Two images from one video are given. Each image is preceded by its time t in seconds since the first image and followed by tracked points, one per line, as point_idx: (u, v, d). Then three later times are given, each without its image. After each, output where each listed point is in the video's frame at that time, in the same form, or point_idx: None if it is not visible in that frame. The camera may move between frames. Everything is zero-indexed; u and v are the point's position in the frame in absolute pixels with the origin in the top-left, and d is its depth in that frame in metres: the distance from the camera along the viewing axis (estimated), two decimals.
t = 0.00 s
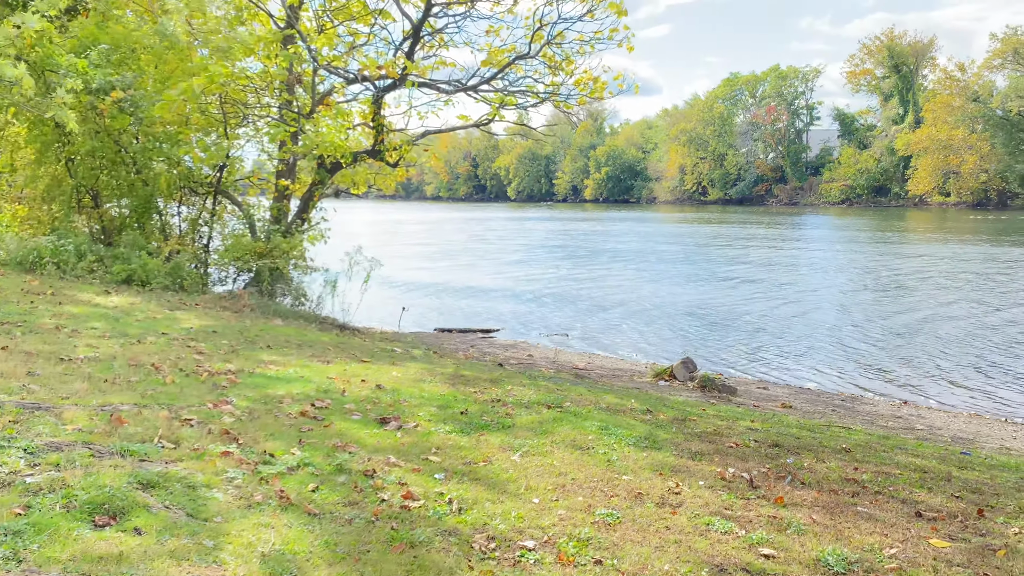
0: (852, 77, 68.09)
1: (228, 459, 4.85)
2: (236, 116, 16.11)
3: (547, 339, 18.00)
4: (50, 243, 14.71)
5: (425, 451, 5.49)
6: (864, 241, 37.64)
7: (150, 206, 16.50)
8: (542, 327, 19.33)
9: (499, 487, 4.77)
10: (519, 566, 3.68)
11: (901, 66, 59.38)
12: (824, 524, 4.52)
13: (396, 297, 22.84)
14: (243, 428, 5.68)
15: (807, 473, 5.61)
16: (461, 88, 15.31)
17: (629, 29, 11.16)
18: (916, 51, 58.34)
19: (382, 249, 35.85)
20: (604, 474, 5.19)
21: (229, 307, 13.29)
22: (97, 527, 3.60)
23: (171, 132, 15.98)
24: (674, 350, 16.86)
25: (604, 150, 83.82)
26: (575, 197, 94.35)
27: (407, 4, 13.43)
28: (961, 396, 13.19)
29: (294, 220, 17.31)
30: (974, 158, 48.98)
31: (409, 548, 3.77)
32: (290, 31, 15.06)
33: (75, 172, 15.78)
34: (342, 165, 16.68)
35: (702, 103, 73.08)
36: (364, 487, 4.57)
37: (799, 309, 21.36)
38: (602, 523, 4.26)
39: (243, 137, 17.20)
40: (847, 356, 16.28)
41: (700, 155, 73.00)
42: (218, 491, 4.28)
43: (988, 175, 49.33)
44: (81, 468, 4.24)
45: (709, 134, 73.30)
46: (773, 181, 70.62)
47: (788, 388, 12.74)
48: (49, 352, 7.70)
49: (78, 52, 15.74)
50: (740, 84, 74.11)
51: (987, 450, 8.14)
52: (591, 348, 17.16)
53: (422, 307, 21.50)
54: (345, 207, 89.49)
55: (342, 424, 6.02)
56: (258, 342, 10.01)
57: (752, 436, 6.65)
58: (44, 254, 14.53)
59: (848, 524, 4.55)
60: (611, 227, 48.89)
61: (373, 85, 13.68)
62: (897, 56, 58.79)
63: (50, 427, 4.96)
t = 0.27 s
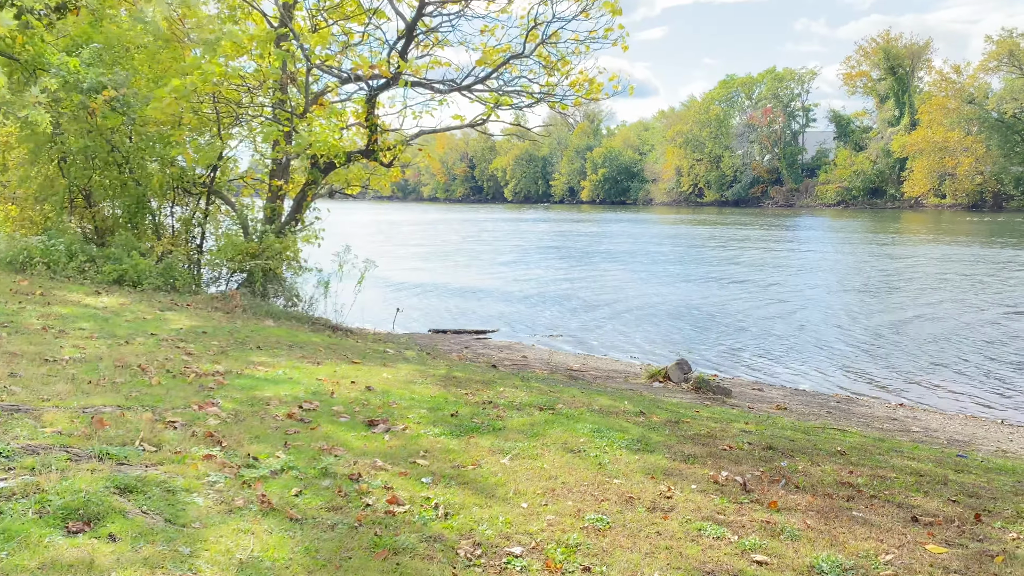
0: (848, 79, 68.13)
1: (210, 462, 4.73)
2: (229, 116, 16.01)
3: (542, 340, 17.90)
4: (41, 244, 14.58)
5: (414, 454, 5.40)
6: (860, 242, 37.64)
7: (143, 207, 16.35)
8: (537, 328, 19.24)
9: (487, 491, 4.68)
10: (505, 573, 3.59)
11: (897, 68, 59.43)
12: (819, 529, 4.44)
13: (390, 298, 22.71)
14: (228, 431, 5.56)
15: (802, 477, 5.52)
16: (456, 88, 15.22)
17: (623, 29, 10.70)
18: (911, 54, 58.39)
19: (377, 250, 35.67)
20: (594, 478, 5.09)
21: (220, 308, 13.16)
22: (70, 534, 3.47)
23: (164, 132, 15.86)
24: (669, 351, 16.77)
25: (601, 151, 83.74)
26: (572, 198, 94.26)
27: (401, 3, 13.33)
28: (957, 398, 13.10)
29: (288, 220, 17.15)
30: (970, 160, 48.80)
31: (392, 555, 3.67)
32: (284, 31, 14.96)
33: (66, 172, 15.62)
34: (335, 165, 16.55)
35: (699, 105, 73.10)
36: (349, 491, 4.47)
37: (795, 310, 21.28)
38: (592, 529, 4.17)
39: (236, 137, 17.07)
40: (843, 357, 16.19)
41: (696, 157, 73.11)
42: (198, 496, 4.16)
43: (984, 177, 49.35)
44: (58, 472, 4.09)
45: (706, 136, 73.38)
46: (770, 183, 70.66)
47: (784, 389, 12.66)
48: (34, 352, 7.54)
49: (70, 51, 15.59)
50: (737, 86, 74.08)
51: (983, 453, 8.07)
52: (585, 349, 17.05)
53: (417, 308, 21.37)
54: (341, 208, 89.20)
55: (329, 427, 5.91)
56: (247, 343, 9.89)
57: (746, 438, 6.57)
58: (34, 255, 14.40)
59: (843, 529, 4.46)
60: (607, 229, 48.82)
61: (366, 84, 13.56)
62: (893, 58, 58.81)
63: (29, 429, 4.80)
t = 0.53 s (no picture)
0: (848, 81, 68.06)
1: (194, 469, 4.58)
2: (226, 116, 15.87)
3: (540, 342, 17.75)
4: (33, 244, 14.48)
5: (405, 460, 5.26)
6: (860, 244, 37.52)
7: (139, 207, 16.20)
8: (535, 330, 19.09)
9: (478, 499, 4.54)
10: None
11: (896, 70, 59.37)
12: (821, 539, 4.30)
13: (388, 300, 22.56)
14: (215, 436, 5.41)
15: (802, 484, 5.39)
16: (453, 88, 15.09)
17: (623, 29, 10.19)
18: (911, 56, 58.34)
19: (375, 251, 35.50)
20: (589, 485, 4.95)
21: (214, 310, 13.01)
22: (41, 546, 3.31)
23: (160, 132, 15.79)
24: (667, 354, 16.62)
25: (600, 153, 83.66)
26: (572, 200, 94.13)
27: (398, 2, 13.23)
28: (959, 401, 12.95)
29: (284, 222, 16.98)
30: (969, 162, 48.69)
31: (377, 568, 3.54)
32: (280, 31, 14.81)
33: (60, 172, 15.51)
34: (332, 166, 16.41)
35: (698, 107, 73.07)
36: (334, 499, 4.32)
37: (795, 312, 21.13)
38: (586, 539, 4.03)
39: (233, 138, 16.93)
40: (842, 360, 16.04)
41: (695, 159, 73.34)
42: (179, 504, 4.00)
43: (984, 180, 49.26)
44: (33, 479, 3.91)
45: (704, 138, 73.59)
46: (769, 185, 70.63)
47: (784, 393, 12.51)
48: (19, 355, 7.36)
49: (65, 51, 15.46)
50: (737, 88, 74.07)
51: (987, 458, 7.94)
52: (583, 351, 16.90)
53: (414, 310, 21.20)
54: (340, 209, 89.02)
55: (319, 432, 5.78)
56: (240, 345, 9.75)
57: (745, 444, 6.43)
58: (27, 255, 14.30)
59: (845, 540, 4.32)
60: (607, 230, 48.65)
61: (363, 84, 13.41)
62: (893, 60, 58.75)
63: (6, 434, 4.61)
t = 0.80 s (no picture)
0: (851, 83, 67.92)
1: (183, 478, 4.49)
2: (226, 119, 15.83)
3: (541, 345, 17.63)
4: (32, 245, 14.35)
5: (399, 468, 5.17)
6: (863, 247, 37.37)
7: (137, 208, 15.92)
8: (536, 333, 18.97)
9: (472, 509, 4.45)
10: None
11: (900, 72, 59.23)
12: (823, 551, 4.20)
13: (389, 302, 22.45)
14: (206, 442, 5.32)
15: (804, 493, 5.28)
16: (454, 89, 15.02)
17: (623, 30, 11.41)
18: (914, 58, 58.23)
19: (376, 253, 35.40)
20: (586, 494, 4.86)
21: (213, 312, 12.93)
22: (22, 558, 3.21)
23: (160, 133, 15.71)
24: (669, 357, 16.48)
25: (603, 155, 83.52)
26: (574, 202, 93.99)
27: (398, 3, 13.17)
28: (964, 405, 12.80)
29: (285, 222, 16.99)
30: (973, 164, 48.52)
31: None
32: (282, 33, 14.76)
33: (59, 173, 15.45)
34: (332, 167, 16.34)
35: (701, 109, 72.88)
36: (326, 509, 4.23)
37: (798, 315, 20.98)
38: (582, 551, 3.94)
39: (234, 139, 16.88)
40: (846, 363, 15.88)
41: (699, 161, 73.06)
42: (167, 514, 3.91)
43: (987, 182, 49.09)
44: (16, 488, 3.82)
45: (708, 140, 73.32)
46: (772, 187, 70.43)
47: (786, 397, 12.39)
48: (12, 358, 7.28)
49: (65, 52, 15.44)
50: (739, 90, 74.00)
51: (991, 465, 7.82)
52: (584, 354, 16.77)
53: (415, 312, 21.09)
54: (343, 210, 88.98)
55: (312, 439, 5.68)
56: (237, 348, 9.67)
57: (747, 451, 6.32)
58: (25, 257, 14.21)
59: (849, 552, 4.22)
60: (609, 232, 48.49)
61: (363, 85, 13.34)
62: (896, 62, 58.64)
63: None
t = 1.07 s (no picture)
0: (859, 85, 67.52)
1: (168, 484, 4.39)
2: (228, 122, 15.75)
3: (543, 348, 17.49)
4: (31, 246, 14.36)
5: (390, 474, 5.05)
6: (871, 250, 37.04)
7: (139, 209, 15.78)
8: (539, 336, 18.82)
9: (462, 518, 4.34)
10: None
11: (907, 75, 58.84)
12: (824, 564, 4.06)
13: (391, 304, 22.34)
14: (195, 447, 5.22)
15: (806, 502, 5.13)
16: (456, 90, 14.91)
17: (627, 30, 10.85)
18: (922, 60, 57.84)
19: (381, 254, 35.33)
20: (581, 503, 4.73)
21: (212, 313, 12.86)
22: None
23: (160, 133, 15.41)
24: (672, 360, 16.32)
25: (609, 157, 83.32)
26: (580, 204, 93.79)
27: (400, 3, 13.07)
28: (970, 411, 12.58)
29: (286, 224, 16.69)
30: (981, 167, 48.14)
31: None
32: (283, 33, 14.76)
33: (61, 173, 15.46)
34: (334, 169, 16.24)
35: (708, 111, 72.53)
36: (312, 518, 4.12)
37: (802, 318, 20.75)
38: (573, 562, 3.82)
39: (237, 140, 16.78)
40: (850, 368, 15.67)
41: (705, 163, 72.72)
42: (147, 522, 3.80)
43: (995, 185, 48.67)
44: None
45: (714, 142, 72.99)
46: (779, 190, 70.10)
47: (790, 402, 12.21)
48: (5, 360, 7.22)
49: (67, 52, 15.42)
50: (746, 92, 73.69)
51: (999, 472, 7.65)
52: (587, 357, 16.62)
53: (417, 314, 20.98)
54: (348, 212, 89.17)
55: (304, 444, 5.58)
56: (234, 351, 9.59)
57: (748, 458, 6.18)
58: (24, 257, 14.23)
59: (851, 565, 4.07)
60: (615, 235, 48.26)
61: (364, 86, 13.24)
62: (903, 64, 58.28)
63: None
